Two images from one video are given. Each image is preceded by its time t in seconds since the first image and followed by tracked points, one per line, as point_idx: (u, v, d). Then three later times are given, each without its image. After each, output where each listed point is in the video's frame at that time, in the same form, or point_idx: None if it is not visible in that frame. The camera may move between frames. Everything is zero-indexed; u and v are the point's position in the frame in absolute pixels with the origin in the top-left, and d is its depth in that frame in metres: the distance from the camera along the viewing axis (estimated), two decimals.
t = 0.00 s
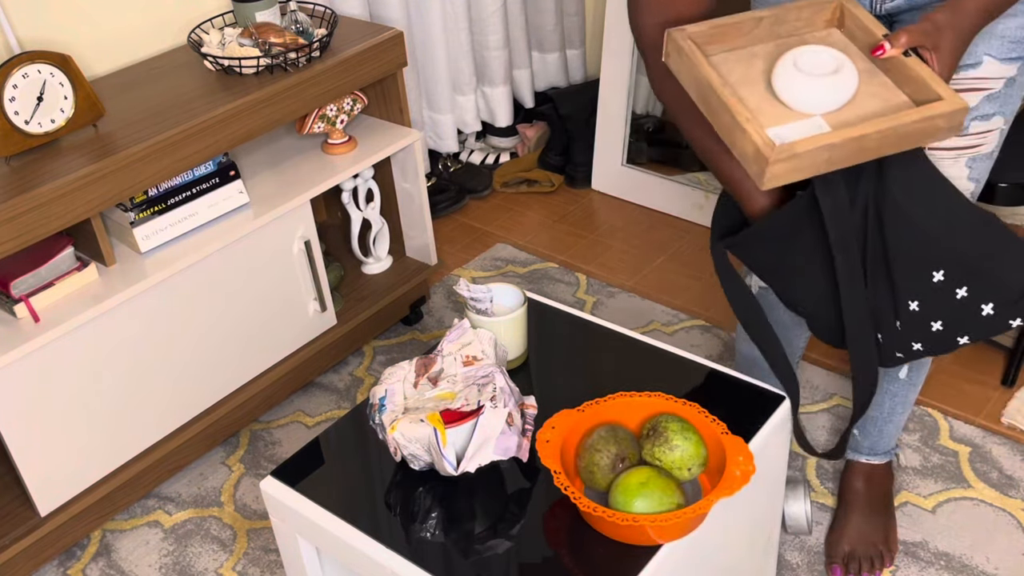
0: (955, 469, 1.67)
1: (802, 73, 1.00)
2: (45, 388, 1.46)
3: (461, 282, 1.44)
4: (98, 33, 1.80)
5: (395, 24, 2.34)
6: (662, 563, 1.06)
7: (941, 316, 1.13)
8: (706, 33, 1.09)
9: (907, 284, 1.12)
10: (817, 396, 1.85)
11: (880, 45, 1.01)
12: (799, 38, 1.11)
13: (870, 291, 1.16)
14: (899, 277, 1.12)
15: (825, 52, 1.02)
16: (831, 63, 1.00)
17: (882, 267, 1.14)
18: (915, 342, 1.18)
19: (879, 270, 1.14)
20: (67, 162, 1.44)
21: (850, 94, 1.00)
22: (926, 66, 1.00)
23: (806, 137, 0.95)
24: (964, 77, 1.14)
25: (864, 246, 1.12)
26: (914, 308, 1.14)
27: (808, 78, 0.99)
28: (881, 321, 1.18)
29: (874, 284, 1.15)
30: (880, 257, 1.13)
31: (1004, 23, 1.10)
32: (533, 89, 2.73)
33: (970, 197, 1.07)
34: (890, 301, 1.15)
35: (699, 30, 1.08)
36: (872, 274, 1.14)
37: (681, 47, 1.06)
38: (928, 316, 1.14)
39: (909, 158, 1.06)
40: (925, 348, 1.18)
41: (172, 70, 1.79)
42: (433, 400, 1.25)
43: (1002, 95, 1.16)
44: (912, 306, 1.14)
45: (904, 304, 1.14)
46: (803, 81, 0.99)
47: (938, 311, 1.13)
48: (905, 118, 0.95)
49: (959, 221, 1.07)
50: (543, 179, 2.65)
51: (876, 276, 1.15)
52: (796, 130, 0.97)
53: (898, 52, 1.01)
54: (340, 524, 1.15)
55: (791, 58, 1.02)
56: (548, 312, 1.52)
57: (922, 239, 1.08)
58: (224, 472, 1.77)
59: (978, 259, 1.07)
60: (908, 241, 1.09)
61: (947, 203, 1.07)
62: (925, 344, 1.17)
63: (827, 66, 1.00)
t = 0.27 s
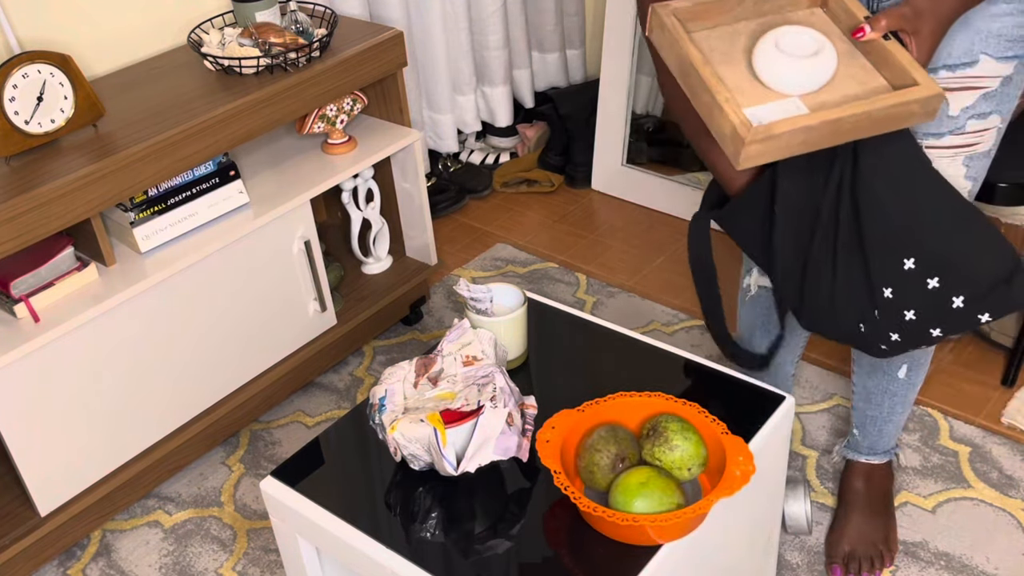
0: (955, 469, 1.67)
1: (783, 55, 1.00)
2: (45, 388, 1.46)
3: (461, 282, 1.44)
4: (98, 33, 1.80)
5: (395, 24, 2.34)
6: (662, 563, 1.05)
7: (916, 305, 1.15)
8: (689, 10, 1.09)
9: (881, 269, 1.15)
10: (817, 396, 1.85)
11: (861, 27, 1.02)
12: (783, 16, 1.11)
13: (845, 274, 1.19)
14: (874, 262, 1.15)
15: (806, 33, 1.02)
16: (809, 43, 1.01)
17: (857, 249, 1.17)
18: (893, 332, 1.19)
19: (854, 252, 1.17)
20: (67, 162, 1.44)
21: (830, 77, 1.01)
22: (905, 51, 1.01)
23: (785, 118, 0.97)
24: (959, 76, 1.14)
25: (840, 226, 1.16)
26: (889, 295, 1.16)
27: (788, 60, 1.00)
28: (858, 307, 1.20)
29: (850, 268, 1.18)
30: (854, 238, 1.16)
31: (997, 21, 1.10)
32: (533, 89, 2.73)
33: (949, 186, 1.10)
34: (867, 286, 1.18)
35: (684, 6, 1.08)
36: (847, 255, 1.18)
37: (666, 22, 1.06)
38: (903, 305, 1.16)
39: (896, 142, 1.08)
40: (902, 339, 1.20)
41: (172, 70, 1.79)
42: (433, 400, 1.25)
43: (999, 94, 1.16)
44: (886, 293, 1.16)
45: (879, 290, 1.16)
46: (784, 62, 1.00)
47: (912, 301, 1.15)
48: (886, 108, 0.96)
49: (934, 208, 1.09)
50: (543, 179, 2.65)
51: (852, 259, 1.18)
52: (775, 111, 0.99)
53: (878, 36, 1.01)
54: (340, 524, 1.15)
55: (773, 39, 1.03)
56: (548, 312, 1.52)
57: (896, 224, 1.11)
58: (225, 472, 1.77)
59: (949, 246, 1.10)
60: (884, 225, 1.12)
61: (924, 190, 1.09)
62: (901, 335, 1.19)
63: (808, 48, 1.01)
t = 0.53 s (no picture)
0: (955, 469, 1.67)
1: (806, 45, 0.99)
2: (44, 388, 1.46)
3: (461, 282, 1.44)
4: (98, 32, 1.80)
5: (395, 24, 2.34)
6: (662, 564, 1.05)
7: (923, 307, 1.14)
8: (702, 0, 1.06)
9: (887, 270, 1.14)
10: (817, 396, 1.85)
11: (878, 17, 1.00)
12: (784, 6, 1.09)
13: (851, 277, 1.18)
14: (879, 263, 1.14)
15: (828, 24, 1.01)
16: (832, 36, 1.00)
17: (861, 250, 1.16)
18: (896, 335, 1.18)
19: (858, 253, 1.16)
20: (67, 162, 1.44)
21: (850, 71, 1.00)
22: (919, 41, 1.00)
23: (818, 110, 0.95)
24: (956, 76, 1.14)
25: (842, 226, 1.15)
26: (895, 297, 1.15)
27: (812, 51, 0.98)
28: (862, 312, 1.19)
29: (855, 270, 1.17)
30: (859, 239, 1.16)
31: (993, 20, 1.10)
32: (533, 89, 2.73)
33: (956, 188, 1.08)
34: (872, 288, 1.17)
35: None
36: (851, 255, 1.17)
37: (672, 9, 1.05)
38: (909, 307, 1.15)
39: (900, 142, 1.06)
40: (906, 342, 1.19)
41: (172, 70, 1.79)
42: (433, 400, 1.25)
43: (995, 92, 1.15)
44: (892, 295, 1.15)
45: (885, 292, 1.15)
46: (810, 54, 0.98)
47: (918, 303, 1.14)
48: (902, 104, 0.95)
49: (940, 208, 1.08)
50: (543, 179, 2.65)
51: (857, 262, 1.17)
52: (805, 103, 0.97)
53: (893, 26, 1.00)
54: (339, 524, 1.15)
55: (795, 28, 1.01)
56: (548, 312, 1.52)
57: (902, 224, 1.10)
58: (224, 472, 1.77)
59: (956, 247, 1.08)
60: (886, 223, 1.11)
61: (928, 190, 1.08)
62: (905, 337, 1.18)
63: (830, 40, 0.99)
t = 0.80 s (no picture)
0: (955, 469, 1.67)
1: (786, 29, 0.99)
2: (43, 388, 1.46)
3: (461, 282, 1.44)
4: (98, 32, 1.80)
5: (395, 24, 2.34)
6: (662, 564, 1.05)
7: (911, 295, 1.14)
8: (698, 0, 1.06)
9: (872, 259, 1.14)
10: (817, 396, 1.85)
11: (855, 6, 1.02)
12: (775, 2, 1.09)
13: (838, 270, 1.19)
14: (864, 253, 1.15)
15: (809, 12, 1.01)
16: (811, 22, 1.00)
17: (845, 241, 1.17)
18: (884, 325, 1.18)
19: (842, 245, 1.17)
20: (67, 162, 1.44)
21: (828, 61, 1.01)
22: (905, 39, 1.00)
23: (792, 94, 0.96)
24: (949, 76, 1.14)
25: (825, 219, 1.16)
26: (882, 287, 1.15)
27: (791, 35, 0.99)
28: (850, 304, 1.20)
29: (841, 262, 1.18)
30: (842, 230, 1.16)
31: (988, 20, 1.10)
32: (533, 89, 2.73)
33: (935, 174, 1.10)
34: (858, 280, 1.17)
35: None
36: (835, 248, 1.18)
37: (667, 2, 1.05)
38: (896, 296, 1.15)
39: (875, 128, 1.09)
40: (894, 331, 1.19)
41: (172, 70, 1.79)
42: (433, 400, 1.25)
43: (990, 92, 1.15)
44: (880, 284, 1.15)
45: (871, 282, 1.16)
46: (786, 39, 0.99)
47: (906, 291, 1.14)
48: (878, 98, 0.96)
49: (916, 192, 1.09)
50: (543, 179, 2.65)
51: (843, 253, 1.17)
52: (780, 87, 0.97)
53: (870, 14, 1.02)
54: (340, 524, 1.15)
55: (778, 12, 1.01)
56: (548, 312, 1.52)
57: (885, 212, 1.11)
58: (224, 472, 1.77)
59: (941, 232, 1.08)
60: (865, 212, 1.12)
61: (903, 174, 1.09)
62: (893, 327, 1.18)
63: (809, 26, 1.00)
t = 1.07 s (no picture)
0: (955, 469, 1.67)
1: (777, 24, 0.99)
2: (43, 388, 1.46)
3: (461, 282, 1.44)
4: (98, 32, 1.80)
5: (395, 24, 2.34)
6: (662, 564, 1.05)
7: (940, 253, 1.14)
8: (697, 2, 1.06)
9: (895, 227, 1.14)
10: (817, 396, 1.85)
11: None
12: None
13: (860, 248, 1.17)
14: (886, 223, 1.14)
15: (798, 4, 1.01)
16: (801, 16, 1.01)
17: (862, 217, 1.16)
18: (918, 288, 1.17)
19: (860, 220, 1.16)
20: (67, 162, 1.44)
21: (819, 55, 1.01)
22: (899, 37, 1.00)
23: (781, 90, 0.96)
24: (943, 75, 1.14)
25: (841, 195, 1.15)
26: (913, 253, 1.14)
27: (782, 31, 0.99)
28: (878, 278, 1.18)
29: (863, 237, 1.17)
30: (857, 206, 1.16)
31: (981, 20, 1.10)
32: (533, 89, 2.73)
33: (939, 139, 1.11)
34: (884, 252, 1.16)
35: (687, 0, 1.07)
36: (853, 224, 1.17)
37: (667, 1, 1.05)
38: (926, 258, 1.14)
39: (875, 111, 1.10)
40: (929, 293, 1.18)
41: (172, 70, 1.79)
42: (433, 400, 1.25)
43: (984, 91, 1.15)
44: (909, 252, 1.15)
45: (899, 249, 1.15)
46: (776, 33, 0.99)
47: (936, 250, 1.14)
48: (866, 94, 0.96)
49: (929, 156, 1.10)
50: (543, 179, 2.65)
51: (861, 230, 1.17)
52: (768, 81, 0.98)
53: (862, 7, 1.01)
54: (340, 524, 1.15)
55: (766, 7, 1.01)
56: (548, 312, 1.52)
57: (901, 178, 1.11)
58: (224, 472, 1.77)
59: (962, 185, 1.10)
60: (883, 183, 1.12)
61: (917, 140, 1.10)
62: (928, 288, 1.17)
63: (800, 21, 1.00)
